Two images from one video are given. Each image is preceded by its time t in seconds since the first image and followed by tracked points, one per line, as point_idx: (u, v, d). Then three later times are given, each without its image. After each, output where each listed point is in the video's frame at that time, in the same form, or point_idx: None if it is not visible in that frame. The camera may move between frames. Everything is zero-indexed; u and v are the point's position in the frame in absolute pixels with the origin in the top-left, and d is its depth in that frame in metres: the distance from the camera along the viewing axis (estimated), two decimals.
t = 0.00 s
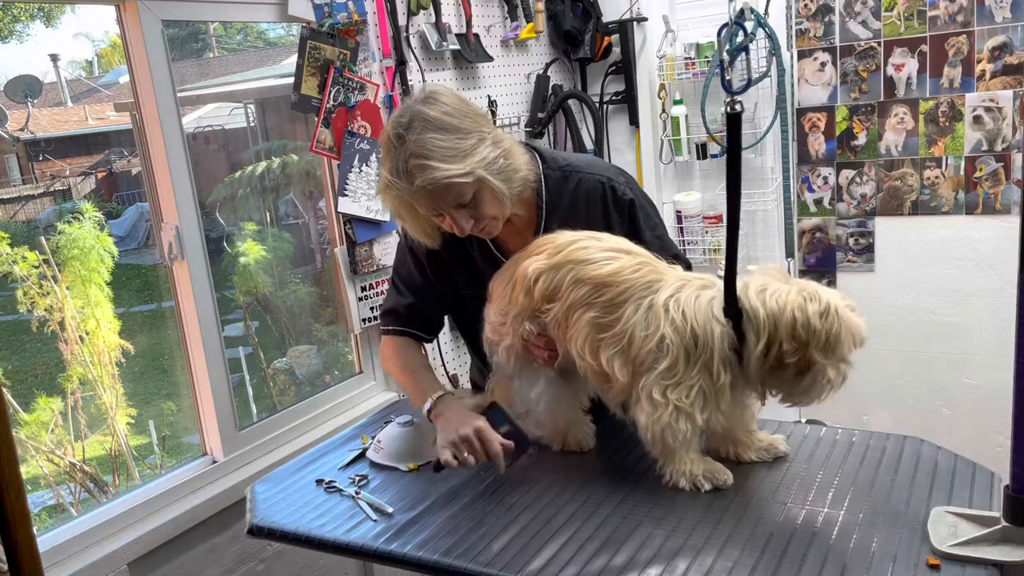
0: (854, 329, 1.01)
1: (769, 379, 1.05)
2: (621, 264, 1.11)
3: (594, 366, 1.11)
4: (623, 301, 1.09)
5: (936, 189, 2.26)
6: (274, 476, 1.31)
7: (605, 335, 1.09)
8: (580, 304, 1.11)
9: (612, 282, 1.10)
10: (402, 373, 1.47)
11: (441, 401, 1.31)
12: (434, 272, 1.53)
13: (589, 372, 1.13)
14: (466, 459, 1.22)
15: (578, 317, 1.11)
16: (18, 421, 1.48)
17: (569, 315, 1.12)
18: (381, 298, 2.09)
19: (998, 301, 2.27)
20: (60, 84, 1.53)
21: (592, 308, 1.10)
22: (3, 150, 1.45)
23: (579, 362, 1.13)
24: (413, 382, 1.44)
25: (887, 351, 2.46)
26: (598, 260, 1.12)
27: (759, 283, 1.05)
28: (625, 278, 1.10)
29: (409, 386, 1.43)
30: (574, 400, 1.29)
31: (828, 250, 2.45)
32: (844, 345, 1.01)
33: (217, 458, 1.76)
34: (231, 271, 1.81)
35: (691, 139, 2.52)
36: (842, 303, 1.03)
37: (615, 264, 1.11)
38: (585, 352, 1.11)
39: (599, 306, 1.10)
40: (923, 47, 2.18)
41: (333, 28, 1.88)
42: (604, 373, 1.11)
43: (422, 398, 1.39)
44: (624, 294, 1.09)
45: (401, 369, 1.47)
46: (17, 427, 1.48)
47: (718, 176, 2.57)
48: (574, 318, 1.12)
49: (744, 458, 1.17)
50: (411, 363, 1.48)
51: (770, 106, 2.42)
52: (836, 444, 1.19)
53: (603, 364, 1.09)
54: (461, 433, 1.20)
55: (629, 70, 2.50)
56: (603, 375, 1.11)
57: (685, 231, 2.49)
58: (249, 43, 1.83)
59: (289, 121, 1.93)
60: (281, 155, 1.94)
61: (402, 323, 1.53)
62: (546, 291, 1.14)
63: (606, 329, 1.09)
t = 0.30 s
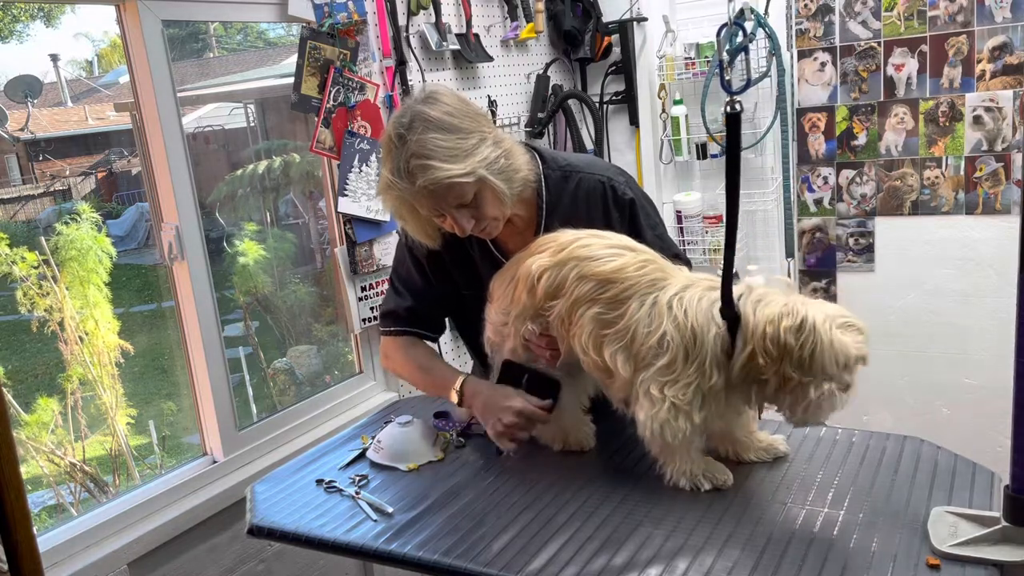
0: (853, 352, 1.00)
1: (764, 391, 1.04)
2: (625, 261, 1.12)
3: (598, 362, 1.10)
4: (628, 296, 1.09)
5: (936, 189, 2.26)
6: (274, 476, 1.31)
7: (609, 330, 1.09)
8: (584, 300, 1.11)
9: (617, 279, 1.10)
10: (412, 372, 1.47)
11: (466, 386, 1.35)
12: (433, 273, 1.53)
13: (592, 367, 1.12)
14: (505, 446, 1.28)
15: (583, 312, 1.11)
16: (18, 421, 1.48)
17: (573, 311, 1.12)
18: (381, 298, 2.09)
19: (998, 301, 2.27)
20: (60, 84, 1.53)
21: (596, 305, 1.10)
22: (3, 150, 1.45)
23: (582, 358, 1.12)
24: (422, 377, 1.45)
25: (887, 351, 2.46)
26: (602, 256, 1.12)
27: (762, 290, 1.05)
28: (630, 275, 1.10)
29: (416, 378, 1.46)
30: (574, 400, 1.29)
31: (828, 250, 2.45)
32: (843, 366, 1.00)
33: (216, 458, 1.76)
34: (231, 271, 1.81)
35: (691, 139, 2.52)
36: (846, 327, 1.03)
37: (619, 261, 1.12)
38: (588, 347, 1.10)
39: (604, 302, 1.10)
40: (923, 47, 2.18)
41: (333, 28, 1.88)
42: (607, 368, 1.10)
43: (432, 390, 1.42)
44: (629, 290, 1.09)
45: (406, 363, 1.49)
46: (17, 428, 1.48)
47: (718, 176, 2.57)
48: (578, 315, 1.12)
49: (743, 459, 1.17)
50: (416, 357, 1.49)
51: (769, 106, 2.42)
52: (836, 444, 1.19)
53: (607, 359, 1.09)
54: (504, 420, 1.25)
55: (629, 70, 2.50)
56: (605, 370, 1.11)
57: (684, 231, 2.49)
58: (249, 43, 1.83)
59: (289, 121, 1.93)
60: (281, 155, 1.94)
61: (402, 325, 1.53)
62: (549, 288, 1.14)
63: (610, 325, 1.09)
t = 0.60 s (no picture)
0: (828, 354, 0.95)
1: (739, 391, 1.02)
2: (625, 261, 1.12)
3: (596, 362, 1.10)
4: (626, 296, 1.09)
5: (936, 189, 2.26)
6: (274, 476, 1.31)
7: (607, 329, 1.09)
8: (583, 299, 1.11)
9: (617, 278, 1.10)
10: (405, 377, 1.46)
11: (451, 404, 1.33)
12: (433, 272, 1.53)
13: (590, 367, 1.12)
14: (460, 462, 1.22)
15: (581, 312, 1.11)
16: (18, 422, 1.48)
17: (573, 311, 1.12)
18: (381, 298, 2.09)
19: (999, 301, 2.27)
20: (60, 84, 1.53)
21: (595, 304, 1.10)
22: (3, 150, 1.45)
23: (582, 357, 1.12)
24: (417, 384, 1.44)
25: (887, 351, 2.46)
26: (602, 256, 1.12)
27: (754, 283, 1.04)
28: (629, 275, 1.10)
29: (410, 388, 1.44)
30: (573, 400, 1.29)
31: (828, 250, 2.45)
32: (805, 365, 0.95)
33: (216, 458, 1.76)
34: (231, 271, 1.81)
35: (691, 139, 2.52)
36: (825, 329, 0.97)
37: (619, 261, 1.12)
38: (587, 348, 1.10)
39: (603, 301, 1.10)
40: (923, 47, 2.18)
41: (333, 28, 1.88)
42: (606, 368, 1.10)
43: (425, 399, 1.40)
44: (627, 290, 1.09)
45: (401, 369, 1.47)
46: (17, 428, 1.48)
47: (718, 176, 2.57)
48: (576, 315, 1.12)
49: (742, 458, 1.17)
50: (413, 363, 1.48)
51: (770, 106, 2.42)
52: (836, 444, 1.19)
53: (604, 359, 1.09)
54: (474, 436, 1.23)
55: (629, 71, 2.50)
56: (604, 370, 1.11)
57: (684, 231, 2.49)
58: (248, 43, 1.83)
59: (289, 121, 1.93)
60: (281, 155, 1.94)
61: (403, 323, 1.53)
62: (547, 288, 1.15)
63: (608, 324, 1.09)
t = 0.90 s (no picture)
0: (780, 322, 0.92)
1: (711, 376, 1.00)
2: (629, 262, 1.12)
3: (602, 361, 1.11)
4: (629, 295, 1.09)
5: (936, 189, 2.26)
6: (274, 476, 1.31)
7: (613, 328, 1.09)
8: (589, 300, 1.11)
9: (620, 278, 1.10)
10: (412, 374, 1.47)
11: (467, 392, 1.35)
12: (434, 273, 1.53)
13: (597, 367, 1.12)
14: (511, 448, 1.28)
15: (586, 313, 1.11)
16: (18, 422, 1.48)
17: (578, 312, 1.12)
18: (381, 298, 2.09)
19: (998, 301, 2.26)
20: (60, 84, 1.54)
21: (599, 305, 1.10)
22: (3, 149, 1.45)
23: (588, 358, 1.13)
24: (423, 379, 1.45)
25: (887, 351, 2.46)
26: (606, 257, 1.13)
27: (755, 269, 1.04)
28: (632, 274, 1.10)
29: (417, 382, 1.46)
30: (574, 400, 1.29)
31: (828, 250, 2.45)
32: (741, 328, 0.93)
33: (216, 458, 1.76)
34: (231, 271, 1.81)
35: (691, 139, 2.52)
36: (779, 296, 0.93)
37: (622, 262, 1.12)
38: (593, 348, 1.11)
39: (607, 302, 1.10)
40: (923, 47, 2.18)
41: (333, 28, 1.88)
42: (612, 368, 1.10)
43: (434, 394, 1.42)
44: (630, 289, 1.09)
45: (405, 367, 1.48)
46: (17, 428, 1.48)
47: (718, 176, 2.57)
48: (582, 316, 1.12)
49: (741, 458, 1.17)
50: (415, 359, 1.48)
51: (770, 106, 2.42)
52: (836, 444, 1.19)
53: (609, 358, 1.09)
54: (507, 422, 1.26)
55: (629, 71, 2.50)
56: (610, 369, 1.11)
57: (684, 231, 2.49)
58: (249, 43, 1.83)
59: (289, 121, 1.93)
60: (281, 155, 1.94)
61: (403, 325, 1.53)
62: (552, 289, 1.15)
63: (613, 323, 1.09)
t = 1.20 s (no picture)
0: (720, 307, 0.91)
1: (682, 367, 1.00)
2: (631, 261, 1.12)
3: (604, 361, 1.11)
4: (630, 293, 1.08)
5: (936, 189, 2.26)
6: (274, 476, 1.31)
7: (613, 326, 1.09)
8: (591, 300, 1.11)
9: (622, 277, 1.10)
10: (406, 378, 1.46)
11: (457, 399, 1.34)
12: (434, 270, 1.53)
13: (599, 367, 1.12)
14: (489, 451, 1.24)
15: (588, 312, 1.11)
16: (18, 421, 1.48)
17: (580, 312, 1.12)
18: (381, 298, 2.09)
19: (999, 301, 2.26)
20: (60, 84, 1.54)
21: (602, 305, 1.10)
22: (3, 149, 1.45)
23: (590, 357, 1.13)
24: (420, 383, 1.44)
25: (887, 350, 2.46)
26: (608, 257, 1.13)
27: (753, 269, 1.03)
28: (633, 272, 1.10)
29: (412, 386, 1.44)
30: (574, 400, 1.29)
31: (828, 250, 2.45)
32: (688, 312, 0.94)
33: (216, 458, 1.76)
34: (231, 271, 1.81)
35: (691, 139, 2.52)
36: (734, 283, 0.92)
37: (624, 260, 1.12)
38: (596, 348, 1.11)
39: (609, 301, 1.10)
40: (923, 47, 2.18)
41: (333, 28, 1.88)
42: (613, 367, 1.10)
43: (426, 399, 1.40)
44: (630, 287, 1.09)
45: (403, 368, 1.47)
46: (17, 428, 1.48)
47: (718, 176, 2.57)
48: (584, 315, 1.12)
49: (741, 458, 1.17)
50: (413, 362, 1.47)
51: (770, 106, 2.42)
52: (836, 444, 1.19)
53: (610, 357, 1.09)
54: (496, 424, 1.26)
55: (629, 70, 2.50)
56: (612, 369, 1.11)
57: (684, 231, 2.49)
58: (249, 43, 1.83)
59: (289, 121, 1.93)
60: (281, 155, 1.94)
61: (404, 320, 1.52)
62: (555, 289, 1.15)
63: (614, 322, 1.09)
